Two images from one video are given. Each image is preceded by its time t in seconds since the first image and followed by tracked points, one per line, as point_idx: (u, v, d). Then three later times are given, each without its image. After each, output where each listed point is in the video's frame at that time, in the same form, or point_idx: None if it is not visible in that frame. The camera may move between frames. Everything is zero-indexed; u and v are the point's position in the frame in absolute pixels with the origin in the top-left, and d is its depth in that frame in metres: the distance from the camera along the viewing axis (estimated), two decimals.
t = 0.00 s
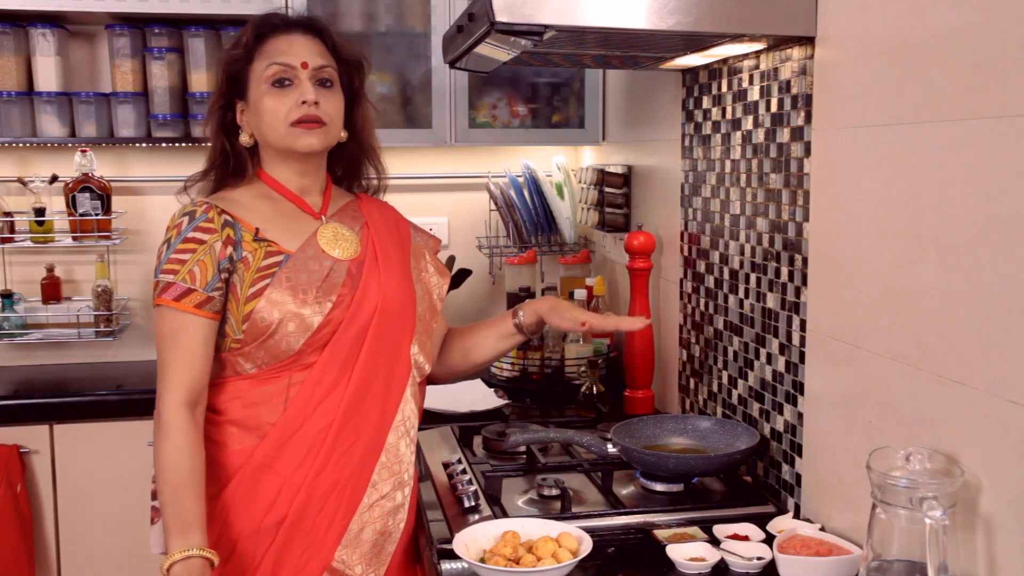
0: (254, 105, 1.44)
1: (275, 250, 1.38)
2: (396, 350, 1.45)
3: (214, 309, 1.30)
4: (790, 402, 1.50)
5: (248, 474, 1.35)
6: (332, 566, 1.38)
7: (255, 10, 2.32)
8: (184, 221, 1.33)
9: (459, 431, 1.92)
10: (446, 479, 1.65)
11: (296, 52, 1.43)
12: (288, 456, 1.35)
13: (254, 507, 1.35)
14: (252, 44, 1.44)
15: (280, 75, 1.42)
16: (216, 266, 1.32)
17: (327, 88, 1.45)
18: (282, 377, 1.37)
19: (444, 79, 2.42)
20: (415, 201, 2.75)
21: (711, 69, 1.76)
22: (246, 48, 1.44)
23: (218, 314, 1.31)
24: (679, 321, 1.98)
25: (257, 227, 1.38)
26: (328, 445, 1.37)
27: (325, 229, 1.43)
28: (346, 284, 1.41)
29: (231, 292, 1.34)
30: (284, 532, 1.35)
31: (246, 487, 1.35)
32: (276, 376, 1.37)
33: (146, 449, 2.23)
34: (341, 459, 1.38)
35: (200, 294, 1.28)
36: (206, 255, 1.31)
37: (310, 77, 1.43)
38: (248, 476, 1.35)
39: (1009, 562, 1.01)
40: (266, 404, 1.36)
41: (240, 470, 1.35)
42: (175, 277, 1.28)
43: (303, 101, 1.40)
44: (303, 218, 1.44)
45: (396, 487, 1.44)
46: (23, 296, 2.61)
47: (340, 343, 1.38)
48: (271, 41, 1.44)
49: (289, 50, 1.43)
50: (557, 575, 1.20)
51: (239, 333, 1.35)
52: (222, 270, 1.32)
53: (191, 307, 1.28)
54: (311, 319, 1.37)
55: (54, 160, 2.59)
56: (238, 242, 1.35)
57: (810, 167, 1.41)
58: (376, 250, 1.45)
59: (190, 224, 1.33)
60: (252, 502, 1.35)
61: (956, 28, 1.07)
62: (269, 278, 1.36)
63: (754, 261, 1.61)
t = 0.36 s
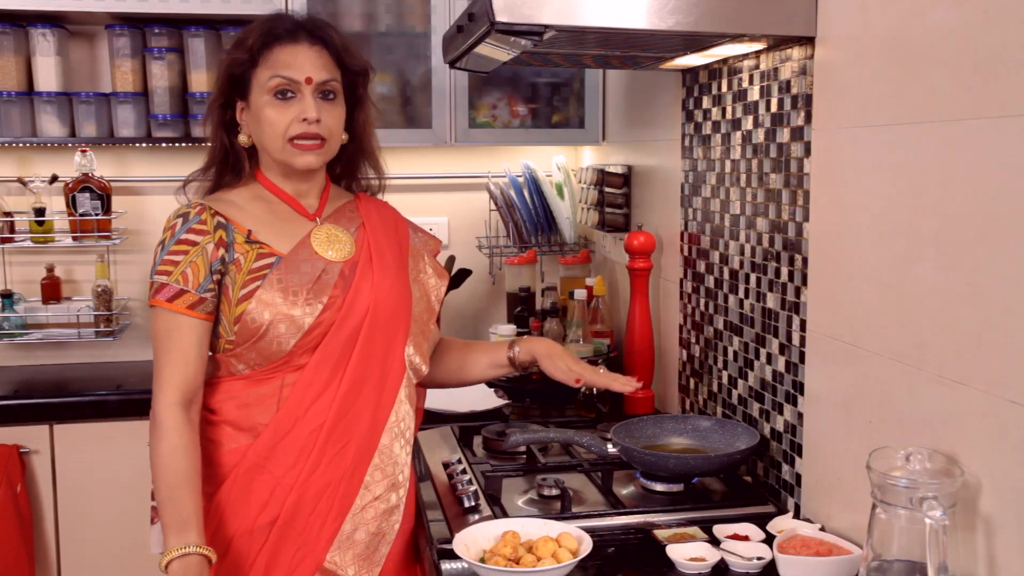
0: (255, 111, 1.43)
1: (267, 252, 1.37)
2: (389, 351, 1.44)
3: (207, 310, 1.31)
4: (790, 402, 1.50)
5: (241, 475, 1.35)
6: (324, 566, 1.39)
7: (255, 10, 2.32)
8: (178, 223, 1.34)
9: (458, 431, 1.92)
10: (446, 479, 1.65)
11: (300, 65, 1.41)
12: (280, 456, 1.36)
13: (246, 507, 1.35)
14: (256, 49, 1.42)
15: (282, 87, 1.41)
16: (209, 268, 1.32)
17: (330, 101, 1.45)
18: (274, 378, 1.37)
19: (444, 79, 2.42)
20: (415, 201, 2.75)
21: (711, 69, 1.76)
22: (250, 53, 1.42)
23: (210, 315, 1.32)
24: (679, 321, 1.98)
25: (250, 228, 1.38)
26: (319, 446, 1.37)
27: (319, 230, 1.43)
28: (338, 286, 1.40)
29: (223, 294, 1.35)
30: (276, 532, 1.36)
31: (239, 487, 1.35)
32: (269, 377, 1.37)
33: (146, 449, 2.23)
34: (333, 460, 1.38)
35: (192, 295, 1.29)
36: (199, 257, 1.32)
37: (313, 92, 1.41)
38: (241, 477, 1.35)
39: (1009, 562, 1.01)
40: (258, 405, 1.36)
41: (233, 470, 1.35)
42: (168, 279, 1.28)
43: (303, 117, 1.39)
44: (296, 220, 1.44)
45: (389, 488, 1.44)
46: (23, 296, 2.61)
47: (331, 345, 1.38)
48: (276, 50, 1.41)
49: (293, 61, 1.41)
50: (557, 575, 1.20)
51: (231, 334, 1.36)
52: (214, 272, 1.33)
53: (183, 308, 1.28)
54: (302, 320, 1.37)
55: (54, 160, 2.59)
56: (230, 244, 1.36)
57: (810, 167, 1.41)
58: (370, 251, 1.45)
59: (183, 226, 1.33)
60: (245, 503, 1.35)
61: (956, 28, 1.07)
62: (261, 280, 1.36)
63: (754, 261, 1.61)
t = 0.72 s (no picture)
0: (259, 114, 1.42)
1: (271, 253, 1.37)
2: (392, 352, 1.44)
3: (211, 311, 1.31)
4: (790, 402, 1.50)
5: (241, 475, 1.35)
6: (323, 567, 1.38)
7: (255, 10, 2.32)
8: (181, 224, 1.33)
9: (458, 431, 1.92)
10: (446, 479, 1.65)
11: (304, 66, 1.41)
12: (281, 457, 1.36)
13: (246, 507, 1.35)
14: (257, 51, 1.41)
15: (286, 89, 1.40)
16: (213, 268, 1.32)
17: (333, 100, 1.44)
18: (276, 379, 1.37)
19: (444, 79, 2.42)
20: (415, 201, 2.75)
21: (711, 69, 1.76)
22: (253, 54, 1.41)
23: (215, 316, 1.31)
24: (679, 321, 1.98)
25: (254, 229, 1.38)
26: (321, 447, 1.37)
27: (323, 231, 1.43)
28: (342, 288, 1.40)
29: (227, 294, 1.34)
30: (276, 532, 1.36)
31: (240, 487, 1.35)
32: (271, 378, 1.37)
33: (146, 449, 2.23)
34: (334, 461, 1.38)
35: (197, 295, 1.29)
36: (203, 257, 1.31)
37: (318, 92, 1.41)
38: (242, 477, 1.35)
39: (1009, 562, 1.01)
40: (259, 405, 1.36)
41: (234, 470, 1.35)
42: (173, 279, 1.28)
43: (310, 118, 1.39)
44: (302, 221, 1.43)
45: (389, 490, 1.44)
46: (23, 296, 2.61)
47: (335, 346, 1.39)
48: (278, 52, 1.41)
49: (297, 63, 1.40)
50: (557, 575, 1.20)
51: (234, 335, 1.35)
52: (219, 272, 1.32)
53: (188, 308, 1.28)
54: (307, 322, 1.37)
55: (54, 160, 2.59)
56: (235, 245, 1.35)
57: (810, 167, 1.41)
58: (374, 252, 1.45)
59: (187, 226, 1.33)
60: (246, 502, 1.35)
61: (956, 28, 1.07)
62: (265, 281, 1.36)
63: (754, 261, 1.61)
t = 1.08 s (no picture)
0: (264, 121, 1.39)
1: (274, 253, 1.37)
2: (394, 352, 1.44)
3: (213, 310, 1.30)
4: (790, 402, 1.50)
5: (246, 477, 1.35)
6: (329, 567, 1.40)
7: (255, 10, 2.32)
8: (183, 223, 1.32)
9: (458, 431, 1.92)
10: (446, 479, 1.65)
11: (311, 76, 1.38)
12: (286, 458, 1.36)
13: (251, 509, 1.35)
14: (261, 60, 1.38)
15: (292, 99, 1.37)
16: (215, 268, 1.31)
17: (338, 108, 1.42)
18: (279, 380, 1.36)
19: (444, 79, 2.42)
20: (415, 201, 2.75)
21: (711, 69, 1.76)
22: (258, 62, 1.38)
23: (217, 316, 1.31)
24: (679, 321, 1.98)
25: (257, 229, 1.37)
26: (325, 449, 1.37)
27: (326, 231, 1.42)
28: (344, 288, 1.39)
29: (229, 294, 1.33)
30: (282, 533, 1.36)
31: (245, 488, 1.35)
32: (274, 379, 1.36)
33: (146, 449, 2.23)
34: (339, 462, 1.39)
35: (199, 295, 1.28)
36: (205, 257, 1.31)
37: (325, 102, 1.39)
38: (247, 479, 1.35)
39: (1009, 562, 1.01)
40: (263, 406, 1.35)
41: (239, 472, 1.35)
42: (174, 279, 1.27)
43: (314, 127, 1.37)
44: (304, 221, 1.42)
45: (394, 490, 1.46)
46: (23, 296, 2.61)
47: (338, 347, 1.38)
48: (284, 61, 1.37)
49: (303, 73, 1.37)
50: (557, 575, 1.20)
51: (237, 335, 1.35)
52: (221, 272, 1.32)
53: (190, 309, 1.27)
54: (310, 322, 1.36)
55: (55, 160, 2.59)
56: (236, 245, 1.34)
57: (810, 167, 1.41)
58: (376, 251, 1.44)
59: (189, 226, 1.32)
60: (251, 504, 1.35)
61: (956, 28, 1.07)
62: (268, 280, 1.35)
63: (754, 261, 1.61)
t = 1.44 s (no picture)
0: (287, 119, 1.32)
1: (280, 256, 1.33)
2: (400, 351, 1.42)
3: (218, 318, 1.25)
4: (790, 402, 1.50)
5: (257, 482, 1.31)
6: (343, 569, 1.36)
7: (255, 10, 2.32)
8: (183, 228, 1.26)
9: (458, 431, 1.92)
10: (446, 479, 1.65)
11: (345, 82, 1.34)
12: (298, 461, 1.32)
13: (263, 513, 1.31)
14: (300, 58, 1.31)
15: (326, 103, 1.32)
16: (220, 274, 1.26)
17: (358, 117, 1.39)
18: (289, 383, 1.32)
19: (444, 79, 2.42)
20: (415, 201, 2.75)
21: (711, 69, 1.76)
22: (295, 58, 1.31)
23: (221, 323, 1.26)
24: (679, 321, 1.98)
25: (260, 233, 1.33)
26: (338, 450, 1.34)
27: (326, 232, 1.39)
28: (351, 289, 1.37)
29: (236, 300, 1.30)
30: (295, 536, 1.32)
31: (256, 493, 1.31)
32: (282, 383, 1.32)
33: (145, 449, 2.23)
34: (351, 463, 1.35)
35: (204, 302, 1.23)
36: (210, 263, 1.26)
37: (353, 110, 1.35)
38: (258, 484, 1.31)
39: (1009, 562, 1.01)
40: (273, 410, 1.31)
41: (249, 476, 1.31)
42: (177, 287, 1.22)
43: (343, 135, 1.33)
44: (302, 222, 1.39)
45: (403, 487, 1.43)
46: (23, 296, 2.61)
47: (348, 347, 1.35)
48: (325, 64, 1.32)
49: (339, 78, 1.33)
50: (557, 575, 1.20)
51: (245, 340, 1.30)
52: (226, 278, 1.27)
53: (194, 316, 1.22)
54: (321, 327, 1.33)
55: (55, 160, 2.59)
56: (242, 249, 1.30)
57: (810, 167, 1.41)
58: (375, 251, 1.42)
59: (189, 231, 1.26)
60: (262, 509, 1.31)
61: (956, 28, 1.07)
62: (276, 285, 1.32)
63: (755, 261, 1.61)
